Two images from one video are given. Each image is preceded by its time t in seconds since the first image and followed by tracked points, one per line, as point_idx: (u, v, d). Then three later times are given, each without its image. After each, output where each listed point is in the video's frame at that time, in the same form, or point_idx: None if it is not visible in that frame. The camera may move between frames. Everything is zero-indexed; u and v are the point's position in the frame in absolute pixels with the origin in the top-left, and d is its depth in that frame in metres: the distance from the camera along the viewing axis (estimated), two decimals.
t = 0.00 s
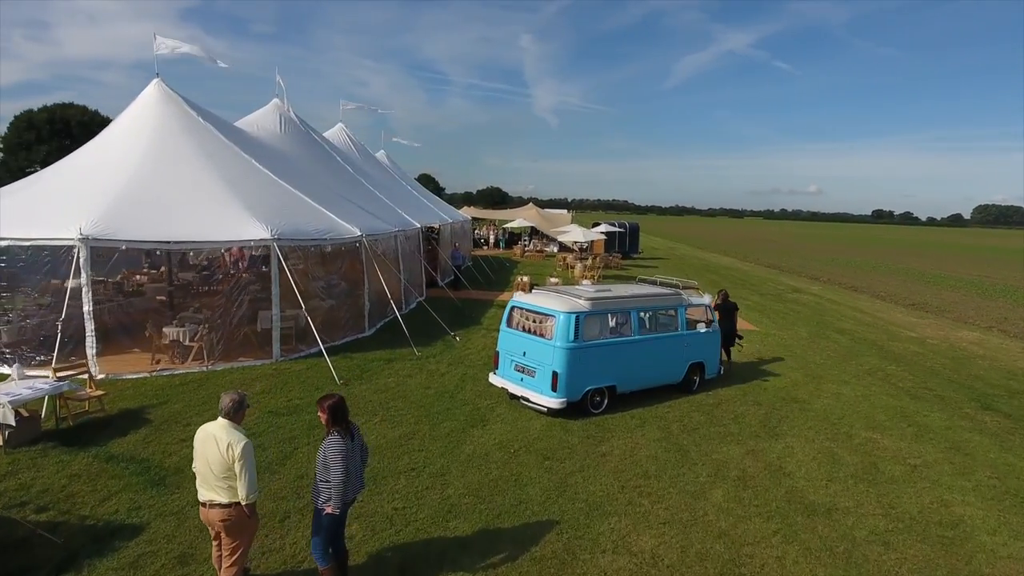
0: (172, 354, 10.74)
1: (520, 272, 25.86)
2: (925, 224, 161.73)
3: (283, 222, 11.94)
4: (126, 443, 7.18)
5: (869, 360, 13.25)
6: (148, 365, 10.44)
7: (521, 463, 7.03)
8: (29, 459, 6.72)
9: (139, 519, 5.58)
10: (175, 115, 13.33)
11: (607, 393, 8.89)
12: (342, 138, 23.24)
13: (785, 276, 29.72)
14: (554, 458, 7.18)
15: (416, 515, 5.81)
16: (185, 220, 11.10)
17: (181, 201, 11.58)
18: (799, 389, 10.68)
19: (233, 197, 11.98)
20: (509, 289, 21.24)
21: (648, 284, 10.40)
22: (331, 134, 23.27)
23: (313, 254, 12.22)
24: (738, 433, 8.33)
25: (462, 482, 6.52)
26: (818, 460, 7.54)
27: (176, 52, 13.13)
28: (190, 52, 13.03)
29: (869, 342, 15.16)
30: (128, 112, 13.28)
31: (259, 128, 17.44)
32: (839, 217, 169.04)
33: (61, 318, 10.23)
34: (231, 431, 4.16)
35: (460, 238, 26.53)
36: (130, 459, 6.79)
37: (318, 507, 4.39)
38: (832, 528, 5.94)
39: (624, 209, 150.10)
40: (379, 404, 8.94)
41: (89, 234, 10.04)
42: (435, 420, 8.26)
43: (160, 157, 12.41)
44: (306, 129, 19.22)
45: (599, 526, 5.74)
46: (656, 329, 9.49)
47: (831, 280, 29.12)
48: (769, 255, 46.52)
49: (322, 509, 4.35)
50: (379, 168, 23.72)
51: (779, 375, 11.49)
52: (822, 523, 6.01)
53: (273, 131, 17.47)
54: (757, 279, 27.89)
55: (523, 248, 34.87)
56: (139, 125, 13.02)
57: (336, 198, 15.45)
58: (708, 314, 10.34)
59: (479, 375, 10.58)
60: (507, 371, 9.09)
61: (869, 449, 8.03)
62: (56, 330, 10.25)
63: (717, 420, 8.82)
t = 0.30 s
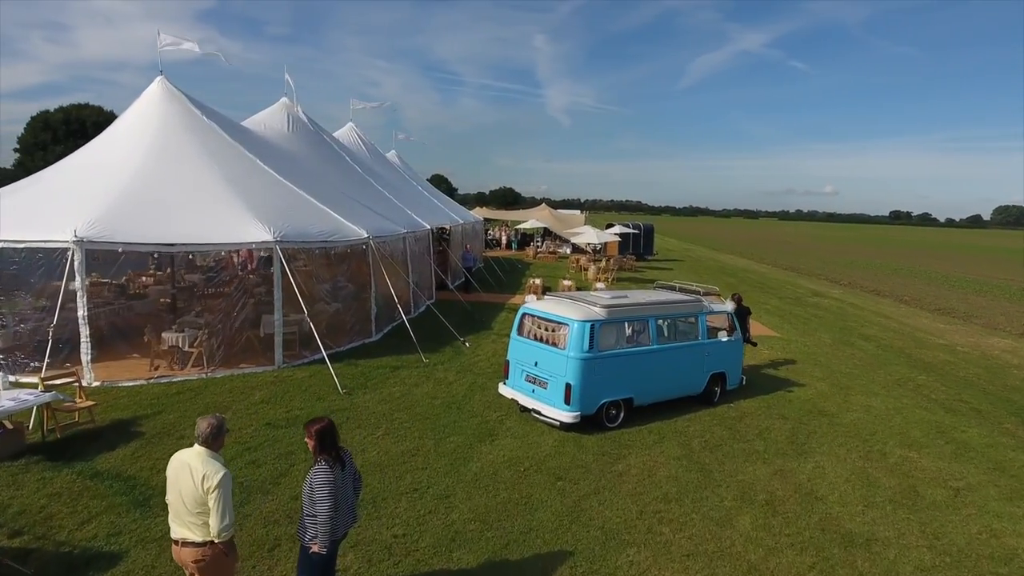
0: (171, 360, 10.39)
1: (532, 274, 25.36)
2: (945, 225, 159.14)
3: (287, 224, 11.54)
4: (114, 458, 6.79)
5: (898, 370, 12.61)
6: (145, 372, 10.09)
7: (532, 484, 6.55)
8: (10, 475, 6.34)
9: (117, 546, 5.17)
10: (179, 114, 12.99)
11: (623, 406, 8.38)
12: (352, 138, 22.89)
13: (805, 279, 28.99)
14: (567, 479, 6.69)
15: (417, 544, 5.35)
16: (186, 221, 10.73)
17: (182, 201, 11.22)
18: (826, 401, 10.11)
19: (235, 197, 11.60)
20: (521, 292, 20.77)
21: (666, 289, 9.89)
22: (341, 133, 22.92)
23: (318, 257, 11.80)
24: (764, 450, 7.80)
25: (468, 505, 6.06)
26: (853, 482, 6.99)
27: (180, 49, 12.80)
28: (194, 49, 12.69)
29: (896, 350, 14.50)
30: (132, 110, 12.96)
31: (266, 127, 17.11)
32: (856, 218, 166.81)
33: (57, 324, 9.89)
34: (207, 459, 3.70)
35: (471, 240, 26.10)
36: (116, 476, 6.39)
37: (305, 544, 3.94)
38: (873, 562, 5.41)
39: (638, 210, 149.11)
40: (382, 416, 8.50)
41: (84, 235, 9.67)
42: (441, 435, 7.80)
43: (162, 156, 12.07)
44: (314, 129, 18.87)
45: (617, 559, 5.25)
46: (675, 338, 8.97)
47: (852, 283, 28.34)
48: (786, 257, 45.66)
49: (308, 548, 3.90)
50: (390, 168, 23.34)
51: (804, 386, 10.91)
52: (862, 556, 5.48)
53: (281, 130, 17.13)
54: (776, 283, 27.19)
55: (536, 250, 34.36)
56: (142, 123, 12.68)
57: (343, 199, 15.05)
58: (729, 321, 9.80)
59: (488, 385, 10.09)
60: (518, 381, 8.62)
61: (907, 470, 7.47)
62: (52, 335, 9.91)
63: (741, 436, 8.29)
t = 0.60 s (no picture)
0: (161, 366, 10.06)
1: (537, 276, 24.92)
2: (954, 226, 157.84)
3: (282, 225, 11.11)
4: (91, 475, 6.40)
5: (918, 377, 12.10)
6: (134, 380, 9.72)
7: (535, 505, 6.11)
8: None
9: None
10: (174, 111, 12.61)
11: (632, 418, 7.92)
12: (354, 137, 22.50)
13: (815, 280, 28.44)
14: (573, 499, 6.25)
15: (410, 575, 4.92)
16: (177, 223, 10.34)
17: (174, 202, 10.83)
18: (845, 412, 9.63)
19: (228, 197, 11.18)
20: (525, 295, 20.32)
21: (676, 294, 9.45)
22: (343, 133, 22.54)
23: (314, 260, 11.40)
24: (783, 467, 7.33)
25: (466, 529, 5.62)
26: (879, 503, 6.52)
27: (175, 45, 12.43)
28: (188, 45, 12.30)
29: (915, 356, 13.98)
30: (125, 107, 12.59)
31: (265, 126, 16.73)
32: (864, 218, 165.62)
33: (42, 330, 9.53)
34: (168, 495, 3.28)
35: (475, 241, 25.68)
36: (91, 495, 6.00)
37: None
38: None
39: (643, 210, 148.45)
40: (377, 427, 8.07)
41: (68, 238, 9.25)
42: (439, 449, 7.37)
43: (155, 155, 11.70)
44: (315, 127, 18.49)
45: None
46: (687, 346, 8.52)
47: (864, 285, 27.76)
48: (794, 258, 45.07)
49: None
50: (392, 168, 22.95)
51: (820, 395, 10.43)
52: None
53: (280, 129, 16.75)
54: (785, 285, 26.66)
55: (541, 251, 33.92)
56: (136, 121, 12.32)
57: (342, 200, 14.64)
58: (743, 328, 9.35)
59: (490, 394, 9.66)
60: (521, 392, 8.18)
61: (936, 489, 7.00)
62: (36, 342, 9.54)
63: (757, 450, 7.82)
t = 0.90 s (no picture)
0: (141, 376, 9.56)
1: (538, 278, 24.41)
2: (959, 226, 156.85)
3: (269, 226, 10.60)
4: (50, 500, 5.90)
5: (937, 386, 11.54)
6: (111, 391, 9.24)
7: (531, 535, 5.58)
8: None
9: None
10: (160, 108, 12.11)
11: (637, 435, 7.40)
12: (351, 136, 22.02)
13: (822, 282, 27.86)
14: (573, 528, 5.72)
15: None
16: (158, 225, 9.83)
17: (155, 202, 10.32)
18: (863, 425, 9.08)
19: (213, 197, 10.66)
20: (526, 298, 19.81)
21: (684, 301, 8.92)
22: (340, 132, 22.04)
23: (303, 263, 10.90)
24: (800, 488, 6.80)
25: (456, 564, 5.10)
26: (907, 531, 5.99)
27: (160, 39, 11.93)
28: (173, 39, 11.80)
29: (931, 363, 13.43)
30: (109, 104, 12.10)
31: (258, 124, 16.24)
32: (868, 218, 164.71)
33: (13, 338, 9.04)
34: (91, 554, 2.78)
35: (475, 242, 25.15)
36: (46, 523, 5.49)
37: None
38: None
39: (646, 211, 147.94)
40: (365, 444, 7.55)
41: (40, 241, 8.77)
42: (430, 469, 6.86)
43: (139, 154, 11.20)
44: (310, 126, 17.99)
45: None
46: (696, 356, 7.99)
47: (873, 288, 27.16)
48: (800, 259, 44.47)
49: None
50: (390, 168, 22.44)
51: (835, 406, 9.90)
52: None
53: (273, 127, 16.25)
54: (793, 287, 26.08)
55: (543, 252, 33.38)
56: (119, 118, 11.82)
57: (336, 200, 14.14)
58: (755, 336, 8.81)
59: (487, 405, 9.14)
60: (518, 406, 7.66)
61: (967, 514, 6.46)
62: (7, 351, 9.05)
63: (772, 469, 7.29)
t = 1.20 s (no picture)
0: (119, 386, 9.10)
1: (538, 280, 23.88)
2: (962, 225, 156.18)
3: (254, 228, 10.15)
4: (5, 526, 5.46)
5: (953, 394, 11.05)
6: (87, 402, 8.78)
7: (525, 566, 5.11)
8: None
9: None
10: (144, 105, 11.68)
11: (640, 451, 6.92)
12: (347, 135, 21.60)
13: (828, 284, 27.37)
14: (571, 558, 5.26)
15: None
16: (136, 227, 9.40)
17: (135, 203, 9.89)
18: (878, 438, 8.60)
19: (197, 197, 10.22)
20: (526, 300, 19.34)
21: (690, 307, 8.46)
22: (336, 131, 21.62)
23: (291, 267, 10.45)
24: (815, 510, 6.33)
25: None
26: (934, 560, 5.51)
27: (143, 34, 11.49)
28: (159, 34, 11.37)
29: (945, 369, 12.92)
30: (92, 101, 11.67)
31: (249, 123, 15.80)
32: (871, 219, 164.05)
33: None
34: None
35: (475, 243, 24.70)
36: None
37: None
38: None
39: (648, 211, 147.43)
40: (350, 460, 7.09)
41: (10, 244, 8.47)
42: (418, 489, 6.39)
43: (120, 152, 10.76)
44: (303, 125, 17.54)
45: None
46: (702, 366, 7.52)
47: (880, 289, 26.64)
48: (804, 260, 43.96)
49: None
50: (387, 167, 21.99)
51: (848, 417, 9.41)
52: None
53: (265, 126, 15.81)
54: (798, 289, 25.58)
55: (544, 253, 32.91)
56: (101, 116, 11.38)
57: (329, 201, 13.69)
58: (765, 344, 8.33)
59: (482, 416, 8.68)
60: (513, 420, 7.20)
61: (997, 540, 5.98)
62: None
63: (785, 488, 6.82)
